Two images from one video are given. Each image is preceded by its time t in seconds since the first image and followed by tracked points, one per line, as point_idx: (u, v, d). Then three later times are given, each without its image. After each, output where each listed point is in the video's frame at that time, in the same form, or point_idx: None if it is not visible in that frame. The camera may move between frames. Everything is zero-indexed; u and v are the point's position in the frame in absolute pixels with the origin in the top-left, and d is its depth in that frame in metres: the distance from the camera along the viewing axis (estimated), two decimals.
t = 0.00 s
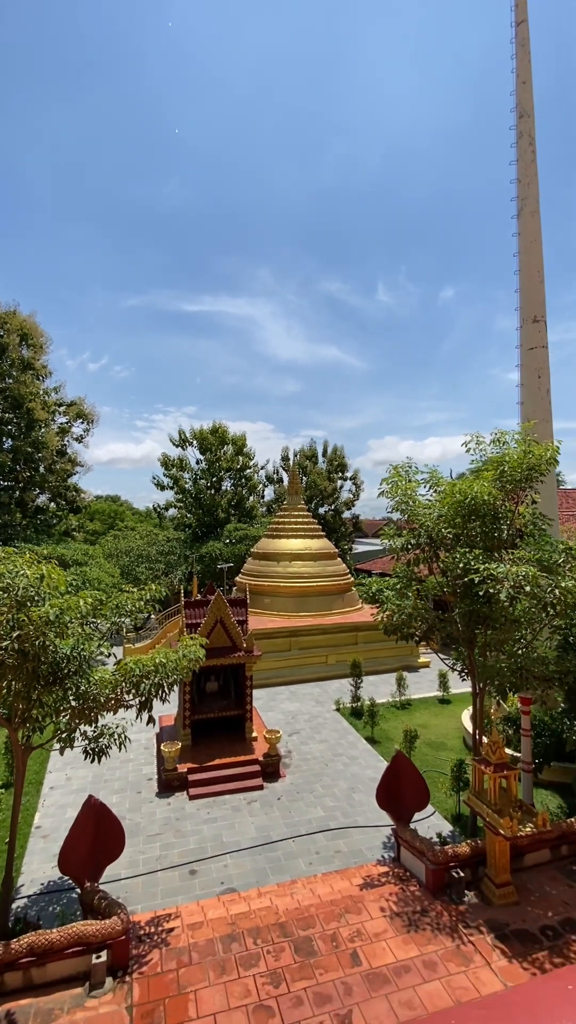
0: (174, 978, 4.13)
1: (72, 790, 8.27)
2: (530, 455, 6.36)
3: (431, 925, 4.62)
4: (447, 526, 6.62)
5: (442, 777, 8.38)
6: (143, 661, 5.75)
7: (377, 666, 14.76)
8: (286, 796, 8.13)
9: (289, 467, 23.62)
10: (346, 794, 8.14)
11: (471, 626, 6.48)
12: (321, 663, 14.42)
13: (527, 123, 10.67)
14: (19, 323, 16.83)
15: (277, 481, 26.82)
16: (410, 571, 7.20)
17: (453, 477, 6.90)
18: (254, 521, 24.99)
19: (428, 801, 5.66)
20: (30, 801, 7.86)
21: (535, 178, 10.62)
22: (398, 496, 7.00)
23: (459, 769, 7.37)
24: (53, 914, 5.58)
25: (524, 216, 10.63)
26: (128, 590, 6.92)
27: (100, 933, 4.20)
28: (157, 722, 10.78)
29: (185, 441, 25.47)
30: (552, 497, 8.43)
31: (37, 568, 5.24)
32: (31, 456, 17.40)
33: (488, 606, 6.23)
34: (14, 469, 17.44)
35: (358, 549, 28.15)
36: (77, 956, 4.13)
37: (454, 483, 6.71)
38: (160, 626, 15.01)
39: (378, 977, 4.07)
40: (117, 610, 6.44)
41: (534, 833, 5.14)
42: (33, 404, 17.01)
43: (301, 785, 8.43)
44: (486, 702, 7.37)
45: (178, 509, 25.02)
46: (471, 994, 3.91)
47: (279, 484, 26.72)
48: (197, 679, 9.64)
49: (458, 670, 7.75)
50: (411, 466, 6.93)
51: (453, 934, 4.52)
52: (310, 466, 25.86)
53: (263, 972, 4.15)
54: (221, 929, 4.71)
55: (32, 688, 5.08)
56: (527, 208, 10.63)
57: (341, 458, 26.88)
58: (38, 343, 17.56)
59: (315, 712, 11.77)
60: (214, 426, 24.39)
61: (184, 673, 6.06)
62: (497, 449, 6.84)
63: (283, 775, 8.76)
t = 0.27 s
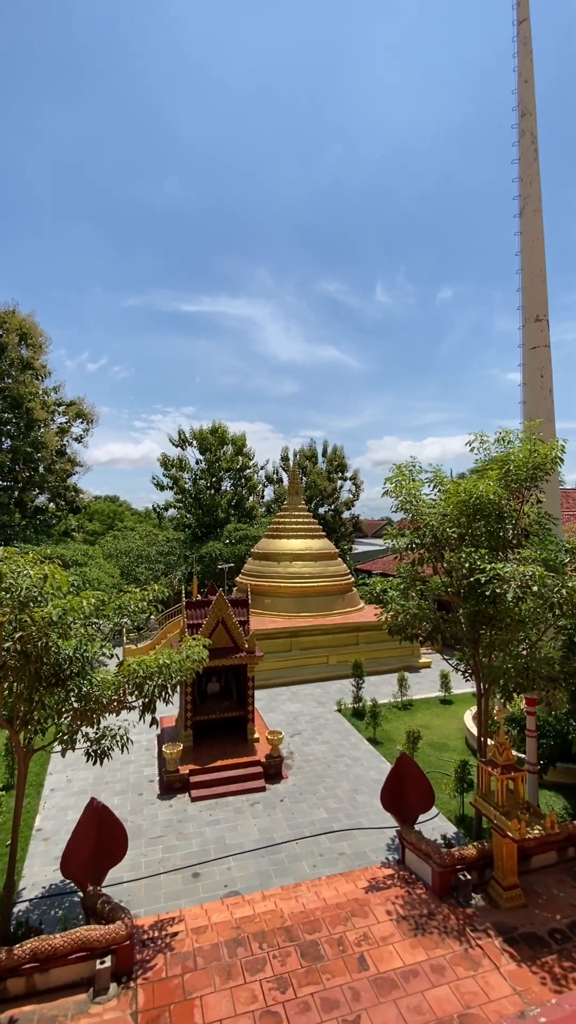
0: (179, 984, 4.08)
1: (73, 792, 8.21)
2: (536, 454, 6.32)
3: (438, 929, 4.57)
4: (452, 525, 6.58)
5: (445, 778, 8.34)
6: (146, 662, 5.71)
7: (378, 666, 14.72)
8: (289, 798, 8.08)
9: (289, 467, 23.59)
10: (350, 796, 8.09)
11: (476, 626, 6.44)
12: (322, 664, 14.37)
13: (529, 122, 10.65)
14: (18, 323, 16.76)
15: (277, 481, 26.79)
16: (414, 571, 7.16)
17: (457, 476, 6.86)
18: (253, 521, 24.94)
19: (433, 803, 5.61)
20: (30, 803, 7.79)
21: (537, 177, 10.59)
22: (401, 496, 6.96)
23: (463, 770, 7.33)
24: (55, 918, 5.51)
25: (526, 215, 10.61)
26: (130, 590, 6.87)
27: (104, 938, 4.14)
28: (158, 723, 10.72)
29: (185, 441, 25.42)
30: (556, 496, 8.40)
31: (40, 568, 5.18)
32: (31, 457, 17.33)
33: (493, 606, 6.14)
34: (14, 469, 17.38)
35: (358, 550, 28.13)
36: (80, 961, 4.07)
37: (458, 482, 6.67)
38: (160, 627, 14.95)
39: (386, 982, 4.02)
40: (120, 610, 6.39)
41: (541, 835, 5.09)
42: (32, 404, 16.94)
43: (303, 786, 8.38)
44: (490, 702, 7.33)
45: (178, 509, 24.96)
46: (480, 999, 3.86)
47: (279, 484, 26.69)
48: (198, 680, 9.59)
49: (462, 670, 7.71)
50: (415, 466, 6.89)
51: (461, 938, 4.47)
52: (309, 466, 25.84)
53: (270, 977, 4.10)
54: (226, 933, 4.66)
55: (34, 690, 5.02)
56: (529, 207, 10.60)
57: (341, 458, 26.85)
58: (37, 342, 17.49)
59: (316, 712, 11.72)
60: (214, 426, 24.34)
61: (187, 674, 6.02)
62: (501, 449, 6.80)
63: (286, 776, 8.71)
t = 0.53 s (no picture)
0: (182, 988, 4.04)
1: (74, 793, 8.16)
2: (539, 453, 6.29)
3: (443, 931, 4.54)
4: (454, 525, 6.55)
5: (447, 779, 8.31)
6: (148, 663, 5.67)
7: (379, 666, 14.69)
8: (291, 799, 8.04)
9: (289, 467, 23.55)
10: (352, 797, 8.06)
11: (479, 626, 6.41)
12: (323, 664, 14.33)
13: (530, 120, 10.62)
14: (18, 323, 16.72)
15: (277, 481, 26.76)
16: (416, 571, 7.13)
17: (459, 475, 6.82)
18: (253, 521, 24.90)
19: (436, 804, 5.57)
20: (31, 805, 7.75)
21: (539, 176, 10.56)
22: (403, 495, 6.93)
23: (466, 770, 7.30)
24: (56, 921, 5.47)
25: (527, 214, 10.58)
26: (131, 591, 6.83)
27: (106, 942, 4.10)
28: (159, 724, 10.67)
29: (185, 441, 25.39)
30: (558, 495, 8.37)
31: (41, 568, 5.14)
32: (30, 457, 17.29)
33: (497, 605, 6.04)
34: (13, 469, 17.34)
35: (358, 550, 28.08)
36: (82, 966, 4.03)
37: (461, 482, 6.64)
38: (160, 627, 14.91)
39: (391, 985, 3.98)
40: (121, 610, 6.35)
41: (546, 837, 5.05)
42: (32, 404, 16.90)
43: (305, 787, 8.35)
44: (493, 703, 7.30)
45: (178, 509, 24.93)
46: (486, 1003, 3.82)
47: (279, 484, 26.66)
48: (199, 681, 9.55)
49: (464, 670, 7.68)
50: (417, 465, 6.86)
51: (466, 940, 4.44)
52: (310, 466, 25.82)
53: (273, 981, 4.06)
54: (229, 936, 4.62)
55: (35, 692, 4.98)
56: (530, 206, 10.57)
57: (341, 458, 26.82)
58: (37, 342, 17.43)
59: (317, 713, 11.68)
60: (213, 426, 24.29)
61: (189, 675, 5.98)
62: (504, 448, 6.77)
63: (287, 777, 8.67)
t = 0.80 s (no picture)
0: (183, 992, 4.00)
1: (74, 795, 8.13)
2: (540, 452, 6.26)
3: (445, 935, 4.50)
4: (455, 524, 6.52)
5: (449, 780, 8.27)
6: (147, 664, 5.64)
7: (380, 667, 14.65)
8: (291, 800, 8.00)
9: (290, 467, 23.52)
10: (353, 798, 8.02)
11: (480, 626, 6.38)
12: (323, 665, 14.29)
13: (531, 119, 10.59)
14: (18, 323, 16.70)
15: (277, 481, 26.72)
16: (417, 571, 7.10)
17: (461, 475, 6.79)
18: (254, 521, 24.88)
19: (438, 805, 5.53)
20: (31, 806, 7.72)
21: (539, 175, 10.53)
22: (404, 495, 6.90)
23: (467, 771, 7.27)
24: (55, 924, 5.44)
25: (528, 213, 10.55)
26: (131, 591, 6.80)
27: (105, 945, 4.06)
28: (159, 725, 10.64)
29: (185, 441, 25.37)
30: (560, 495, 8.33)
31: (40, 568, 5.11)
32: (31, 457, 17.28)
33: (498, 606, 6.02)
34: (14, 470, 17.33)
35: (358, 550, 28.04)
36: (81, 969, 4.00)
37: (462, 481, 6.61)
38: (161, 628, 14.88)
39: (393, 989, 3.94)
40: (120, 610, 6.31)
41: (549, 839, 5.01)
42: (32, 404, 16.88)
43: (306, 788, 8.31)
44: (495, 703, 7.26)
45: (178, 510, 24.91)
46: (489, 1007, 3.79)
47: (280, 484, 26.63)
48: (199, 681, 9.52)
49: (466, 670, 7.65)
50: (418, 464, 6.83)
51: (468, 943, 4.40)
52: (310, 467, 25.80)
53: (274, 985, 4.02)
54: (229, 939, 4.58)
55: (34, 693, 4.95)
56: (531, 204, 10.53)
57: (341, 458, 26.79)
58: (37, 342, 17.40)
59: (318, 714, 11.64)
60: (214, 426, 24.27)
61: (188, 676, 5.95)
62: (505, 447, 6.74)
63: (288, 778, 8.64)
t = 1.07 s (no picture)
0: (182, 995, 3.98)
1: (74, 795, 8.11)
2: (542, 452, 6.21)
3: (446, 938, 4.47)
4: (456, 525, 6.49)
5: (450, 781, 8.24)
6: (147, 664, 5.62)
7: (381, 667, 14.62)
8: (292, 801, 7.97)
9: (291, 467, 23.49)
10: (354, 799, 7.99)
11: (482, 627, 6.34)
12: (324, 665, 14.27)
13: (532, 117, 10.55)
14: (18, 324, 16.69)
15: (278, 482, 26.70)
16: (417, 570, 7.07)
17: (462, 475, 6.75)
18: (255, 521, 24.87)
19: (439, 806, 5.50)
20: (31, 807, 7.71)
21: (541, 173, 10.49)
22: (405, 495, 6.86)
23: (469, 772, 7.25)
24: (55, 925, 5.42)
25: (530, 211, 10.51)
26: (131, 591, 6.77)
27: (104, 948, 4.04)
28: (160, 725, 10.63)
29: (186, 442, 25.36)
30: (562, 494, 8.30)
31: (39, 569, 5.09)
32: (31, 457, 17.29)
33: (500, 606, 6.02)
34: (15, 470, 17.34)
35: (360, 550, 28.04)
36: (80, 972, 3.97)
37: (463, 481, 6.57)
38: (162, 628, 14.87)
39: (394, 993, 3.91)
40: (120, 611, 6.29)
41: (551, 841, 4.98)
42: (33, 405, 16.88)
43: (307, 789, 8.29)
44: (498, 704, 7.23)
45: (179, 510, 24.90)
46: (491, 1011, 3.75)
47: (281, 484, 26.63)
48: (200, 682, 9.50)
49: (467, 670, 7.62)
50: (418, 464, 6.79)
51: (470, 946, 4.37)
52: (311, 467, 25.80)
53: (274, 988, 3.99)
54: (229, 941, 4.55)
55: (34, 694, 4.93)
56: (532, 203, 10.48)
57: (342, 458, 26.77)
58: (38, 343, 17.40)
59: (319, 714, 11.61)
60: (215, 427, 24.25)
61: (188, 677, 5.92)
62: (506, 446, 6.69)
63: (289, 779, 8.61)
